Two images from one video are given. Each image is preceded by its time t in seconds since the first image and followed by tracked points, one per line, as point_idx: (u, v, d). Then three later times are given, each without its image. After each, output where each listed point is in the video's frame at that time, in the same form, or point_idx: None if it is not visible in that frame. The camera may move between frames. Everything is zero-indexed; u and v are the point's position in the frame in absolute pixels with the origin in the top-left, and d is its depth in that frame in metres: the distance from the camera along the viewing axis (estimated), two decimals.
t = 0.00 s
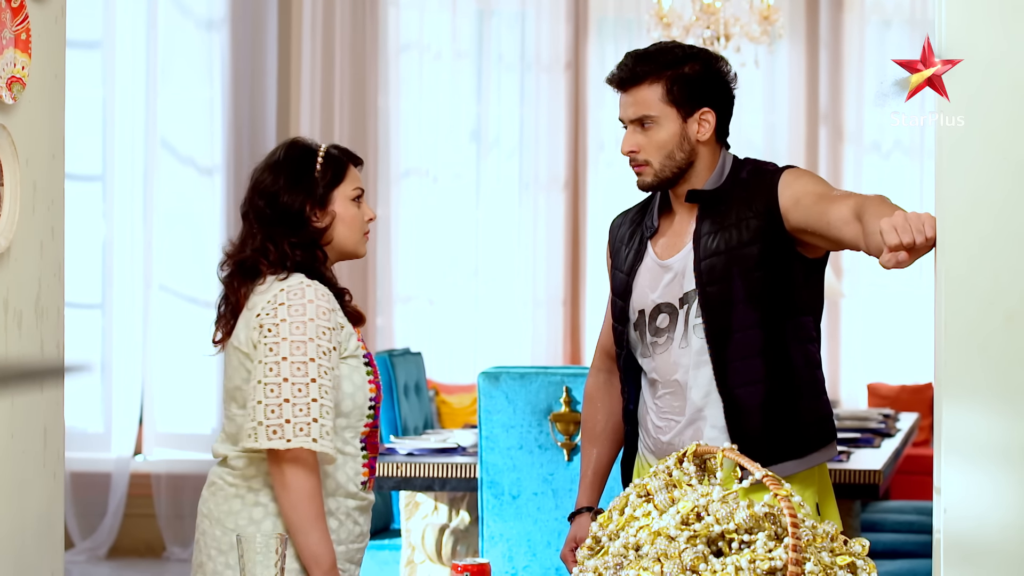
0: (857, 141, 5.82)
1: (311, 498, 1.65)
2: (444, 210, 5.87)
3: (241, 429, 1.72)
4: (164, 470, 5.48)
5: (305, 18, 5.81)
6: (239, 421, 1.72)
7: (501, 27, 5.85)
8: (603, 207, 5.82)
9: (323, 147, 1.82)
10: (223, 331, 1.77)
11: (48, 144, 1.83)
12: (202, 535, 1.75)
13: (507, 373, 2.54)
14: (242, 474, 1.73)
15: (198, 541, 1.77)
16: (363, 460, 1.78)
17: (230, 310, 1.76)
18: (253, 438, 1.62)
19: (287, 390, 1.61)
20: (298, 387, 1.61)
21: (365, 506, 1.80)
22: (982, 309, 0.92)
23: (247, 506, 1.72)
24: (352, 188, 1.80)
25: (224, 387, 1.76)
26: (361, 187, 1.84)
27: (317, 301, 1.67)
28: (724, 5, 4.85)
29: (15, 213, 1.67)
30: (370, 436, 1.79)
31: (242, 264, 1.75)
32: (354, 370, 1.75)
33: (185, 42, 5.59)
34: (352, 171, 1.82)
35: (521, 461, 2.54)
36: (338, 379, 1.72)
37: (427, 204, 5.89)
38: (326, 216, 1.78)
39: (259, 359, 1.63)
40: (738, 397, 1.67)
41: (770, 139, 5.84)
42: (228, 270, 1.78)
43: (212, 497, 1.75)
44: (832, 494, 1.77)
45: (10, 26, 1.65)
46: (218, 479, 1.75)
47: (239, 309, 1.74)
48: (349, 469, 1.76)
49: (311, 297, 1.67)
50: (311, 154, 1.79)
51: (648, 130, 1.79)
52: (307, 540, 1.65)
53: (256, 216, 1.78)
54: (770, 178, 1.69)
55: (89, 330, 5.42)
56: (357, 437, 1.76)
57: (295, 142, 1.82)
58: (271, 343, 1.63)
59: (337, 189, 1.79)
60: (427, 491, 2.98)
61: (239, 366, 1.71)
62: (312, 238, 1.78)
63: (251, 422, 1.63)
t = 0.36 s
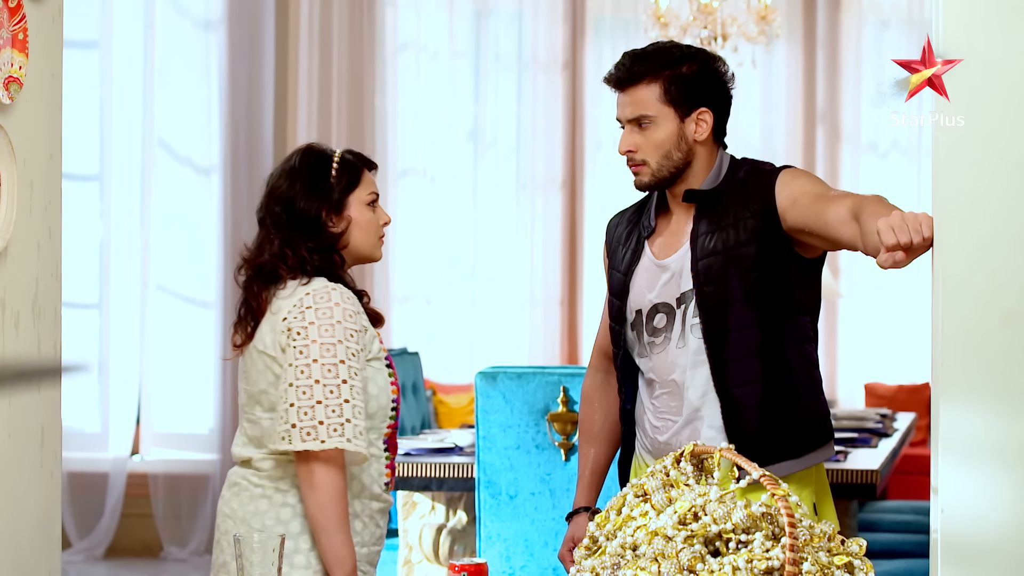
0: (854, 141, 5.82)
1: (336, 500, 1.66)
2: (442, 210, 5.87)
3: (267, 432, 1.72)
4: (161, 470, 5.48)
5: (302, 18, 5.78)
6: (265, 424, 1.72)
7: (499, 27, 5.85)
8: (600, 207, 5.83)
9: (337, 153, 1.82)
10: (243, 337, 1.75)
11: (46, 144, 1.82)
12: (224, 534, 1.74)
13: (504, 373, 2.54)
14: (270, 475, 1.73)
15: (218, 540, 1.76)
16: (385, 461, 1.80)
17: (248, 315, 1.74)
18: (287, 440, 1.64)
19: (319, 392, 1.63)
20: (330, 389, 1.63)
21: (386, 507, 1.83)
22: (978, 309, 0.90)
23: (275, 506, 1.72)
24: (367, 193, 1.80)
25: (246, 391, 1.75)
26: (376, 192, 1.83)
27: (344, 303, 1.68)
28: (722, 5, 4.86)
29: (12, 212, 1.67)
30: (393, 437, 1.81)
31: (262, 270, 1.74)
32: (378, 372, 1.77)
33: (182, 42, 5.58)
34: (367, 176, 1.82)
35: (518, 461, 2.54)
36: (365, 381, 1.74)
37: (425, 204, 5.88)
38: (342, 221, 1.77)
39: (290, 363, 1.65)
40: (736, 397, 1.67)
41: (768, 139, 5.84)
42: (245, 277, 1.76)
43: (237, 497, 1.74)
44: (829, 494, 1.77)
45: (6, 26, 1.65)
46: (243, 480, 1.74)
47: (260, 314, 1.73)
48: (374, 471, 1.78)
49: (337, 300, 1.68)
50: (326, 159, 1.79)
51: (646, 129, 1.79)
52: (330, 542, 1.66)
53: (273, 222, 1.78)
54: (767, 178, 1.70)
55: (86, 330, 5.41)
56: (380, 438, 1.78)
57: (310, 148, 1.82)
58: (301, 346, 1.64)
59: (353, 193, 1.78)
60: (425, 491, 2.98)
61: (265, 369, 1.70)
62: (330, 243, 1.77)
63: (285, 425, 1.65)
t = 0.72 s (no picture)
0: (851, 140, 5.83)
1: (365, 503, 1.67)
2: (439, 210, 5.86)
3: (297, 440, 1.72)
4: (158, 470, 5.48)
5: (299, 18, 5.76)
6: (294, 432, 1.72)
7: (495, 27, 5.85)
8: (597, 206, 5.83)
9: (352, 160, 1.83)
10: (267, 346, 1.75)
11: (43, 144, 1.81)
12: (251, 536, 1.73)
13: (501, 373, 2.56)
14: (300, 480, 1.72)
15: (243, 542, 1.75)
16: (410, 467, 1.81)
17: (272, 324, 1.74)
18: (321, 448, 1.65)
19: (352, 399, 1.65)
20: (362, 396, 1.65)
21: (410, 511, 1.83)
22: (976, 309, 0.99)
23: (305, 510, 1.72)
24: (384, 199, 1.81)
25: (273, 399, 1.75)
26: (393, 198, 1.85)
27: (372, 310, 1.70)
28: (719, 5, 4.86)
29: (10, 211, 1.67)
30: (418, 440, 1.83)
31: (283, 283, 1.75)
32: (404, 377, 1.78)
33: (180, 43, 5.58)
34: (383, 182, 1.83)
35: (516, 461, 2.55)
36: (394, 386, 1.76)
37: (421, 204, 5.87)
38: (359, 228, 1.79)
39: (321, 371, 1.66)
40: (733, 397, 1.67)
41: (765, 139, 5.84)
42: (267, 286, 1.78)
43: (266, 501, 1.73)
44: (826, 494, 1.77)
45: (3, 26, 1.64)
46: (271, 483, 1.74)
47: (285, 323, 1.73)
48: (400, 476, 1.79)
49: (365, 307, 1.70)
50: (342, 167, 1.81)
51: (643, 129, 1.79)
52: (357, 546, 1.66)
53: (291, 232, 1.80)
54: (764, 178, 1.70)
55: (83, 331, 5.42)
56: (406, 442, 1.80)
57: (327, 157, 1.83)
58: (332, 355, 1.66)
59: (369, 201, 1.80)
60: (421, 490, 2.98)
61: (294, 378, 1.71)
62: (348, 251, 1.79)
63: (318, 434, 1.66)
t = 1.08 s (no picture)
0: (849, 140, 5.84)
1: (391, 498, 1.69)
2: (436, 209, 5.86)
3: (331, 437, 1.75)
4: (156, 471, 5.48)
5: (298, 17, 5.73)
6: (328, 428, 1.75)
7: (493, 27, 5.85)
8: (596, 206, 5.83)
9: (370, 159, 1.85)
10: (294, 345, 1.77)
11: (42, 143, 1.80)
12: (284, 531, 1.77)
13: (499, 373, 2.56)
14: (335, 478, 1.76)
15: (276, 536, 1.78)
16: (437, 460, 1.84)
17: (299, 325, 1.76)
18: (357, 446, 1.68)
19: (389, 399, 1.68)
20: (398, 395, 1.69)
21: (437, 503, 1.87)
22: (974, 309, 1.03)
23: (339, 507, 1.76)
24: (402, 197, 1.83)
25: (304, 397, 1.78)
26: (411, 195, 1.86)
27: (403, 309, 1.73)
28: (717, 5, 4.86)
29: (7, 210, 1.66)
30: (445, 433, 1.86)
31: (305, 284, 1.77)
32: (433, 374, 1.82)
33: (178, 43, 5.57)
34: (400, 179, 1.84)
35: (513, 461, 2.55)
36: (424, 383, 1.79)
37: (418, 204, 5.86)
38: (378, 226, 1.81)
39: (356, 370, 1.69)
40: (730, 397, 1.67)
41: (763, 139, 5.82)
42: (289, 288, 1.80)
43: (298, 497, 1.77)
44: (823, 495, 1.77)
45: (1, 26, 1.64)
46: (303, 479, 1.77)
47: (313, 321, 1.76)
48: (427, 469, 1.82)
49: (397, 306, 1.73)
50: (360, 167, 1.83)
51: (642, 129, 1.79)
52: (386, 539, 1.69)
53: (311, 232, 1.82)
54: (762, 178, 1.70)
55: (81, 330, 5.43)
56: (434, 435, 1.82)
57: (346, 156, 1.85)
58: (367, 354, 1.69)
59: (387, 199, 1.82)
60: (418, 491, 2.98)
61: (327, 376, 1.73)
62: (367, 249, 1.81)
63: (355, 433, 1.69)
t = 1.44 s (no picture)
0: (847, 140, 5.84)
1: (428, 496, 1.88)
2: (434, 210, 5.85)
3: (354, 432, 1.91)
4: (155, 471, 5.48)
5: (296, 17, 5.72)
6: (351, 423, 1.91)
7: (491, 27, 5.85)
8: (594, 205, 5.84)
9: (389, 159, 2.03)
10: (319, 340, 1.95)
11: (39, 142, 1.70)
12: (307, 529, 1.92)
13: (498, 373, 2.56)
14: (354, 479, 1.90)
15: (300, 533, 1.93)
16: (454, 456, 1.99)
17: (322, 321, 1.95)
18: (390, 444, 1.86)
19: (421, 396, 1.87)
20: (429, 392, 1.88)
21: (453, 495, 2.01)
22: (973, 309, 1.04)
23: (360, 508, 1.90)
24: (421, 196, 2.00)
25: (328, 391, 1.94)
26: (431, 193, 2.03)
27: (430, 309, 1.91)
28: (716, 5, 4.86)
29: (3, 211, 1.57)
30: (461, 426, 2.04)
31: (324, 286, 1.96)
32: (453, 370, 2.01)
33: (176, 43, 5.56)
34: (419, 178, 2.02)
35: (512, 461, 2.55)
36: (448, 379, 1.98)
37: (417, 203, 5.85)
38: (396, 226, 1.99)
39: (387, 367, 1.87)
40: (728, 398, 1.67)
41: (762, 139, 5.82)
42: (312, 286, 1.99)
43: (318, 497, 1.91)
44: (821, 495, 1.77)
45: None
46: (324, 480, 1.91)
47: (339, 314, 1.94)
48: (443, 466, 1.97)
49: (424, 305, 1.92)
50: (379, 169, 2.01)
51: (640, 129, 1.79)
52: (423, 533, 1.87)
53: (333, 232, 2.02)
54: (761, 178, 1.70)
55: (79, 330, 5.43)
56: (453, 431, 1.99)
57: (368, 158, 2.04)
58: (398, 352, 1.87)
59: (405, 199, 1.99)
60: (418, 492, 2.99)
61: (353, 372, 1.90)
62: (386, 248, 1.99)
63: (387, 428, 1.86)
